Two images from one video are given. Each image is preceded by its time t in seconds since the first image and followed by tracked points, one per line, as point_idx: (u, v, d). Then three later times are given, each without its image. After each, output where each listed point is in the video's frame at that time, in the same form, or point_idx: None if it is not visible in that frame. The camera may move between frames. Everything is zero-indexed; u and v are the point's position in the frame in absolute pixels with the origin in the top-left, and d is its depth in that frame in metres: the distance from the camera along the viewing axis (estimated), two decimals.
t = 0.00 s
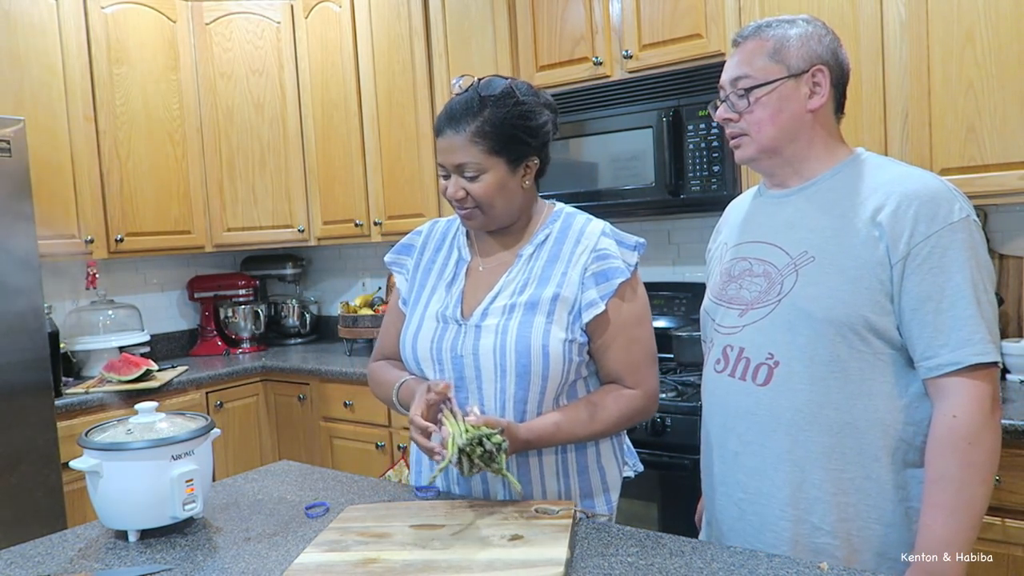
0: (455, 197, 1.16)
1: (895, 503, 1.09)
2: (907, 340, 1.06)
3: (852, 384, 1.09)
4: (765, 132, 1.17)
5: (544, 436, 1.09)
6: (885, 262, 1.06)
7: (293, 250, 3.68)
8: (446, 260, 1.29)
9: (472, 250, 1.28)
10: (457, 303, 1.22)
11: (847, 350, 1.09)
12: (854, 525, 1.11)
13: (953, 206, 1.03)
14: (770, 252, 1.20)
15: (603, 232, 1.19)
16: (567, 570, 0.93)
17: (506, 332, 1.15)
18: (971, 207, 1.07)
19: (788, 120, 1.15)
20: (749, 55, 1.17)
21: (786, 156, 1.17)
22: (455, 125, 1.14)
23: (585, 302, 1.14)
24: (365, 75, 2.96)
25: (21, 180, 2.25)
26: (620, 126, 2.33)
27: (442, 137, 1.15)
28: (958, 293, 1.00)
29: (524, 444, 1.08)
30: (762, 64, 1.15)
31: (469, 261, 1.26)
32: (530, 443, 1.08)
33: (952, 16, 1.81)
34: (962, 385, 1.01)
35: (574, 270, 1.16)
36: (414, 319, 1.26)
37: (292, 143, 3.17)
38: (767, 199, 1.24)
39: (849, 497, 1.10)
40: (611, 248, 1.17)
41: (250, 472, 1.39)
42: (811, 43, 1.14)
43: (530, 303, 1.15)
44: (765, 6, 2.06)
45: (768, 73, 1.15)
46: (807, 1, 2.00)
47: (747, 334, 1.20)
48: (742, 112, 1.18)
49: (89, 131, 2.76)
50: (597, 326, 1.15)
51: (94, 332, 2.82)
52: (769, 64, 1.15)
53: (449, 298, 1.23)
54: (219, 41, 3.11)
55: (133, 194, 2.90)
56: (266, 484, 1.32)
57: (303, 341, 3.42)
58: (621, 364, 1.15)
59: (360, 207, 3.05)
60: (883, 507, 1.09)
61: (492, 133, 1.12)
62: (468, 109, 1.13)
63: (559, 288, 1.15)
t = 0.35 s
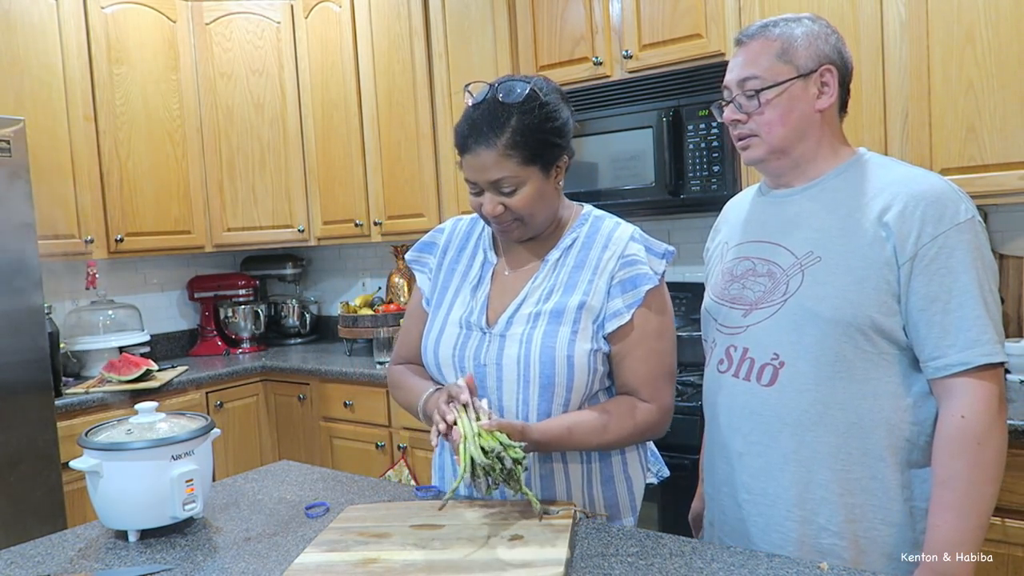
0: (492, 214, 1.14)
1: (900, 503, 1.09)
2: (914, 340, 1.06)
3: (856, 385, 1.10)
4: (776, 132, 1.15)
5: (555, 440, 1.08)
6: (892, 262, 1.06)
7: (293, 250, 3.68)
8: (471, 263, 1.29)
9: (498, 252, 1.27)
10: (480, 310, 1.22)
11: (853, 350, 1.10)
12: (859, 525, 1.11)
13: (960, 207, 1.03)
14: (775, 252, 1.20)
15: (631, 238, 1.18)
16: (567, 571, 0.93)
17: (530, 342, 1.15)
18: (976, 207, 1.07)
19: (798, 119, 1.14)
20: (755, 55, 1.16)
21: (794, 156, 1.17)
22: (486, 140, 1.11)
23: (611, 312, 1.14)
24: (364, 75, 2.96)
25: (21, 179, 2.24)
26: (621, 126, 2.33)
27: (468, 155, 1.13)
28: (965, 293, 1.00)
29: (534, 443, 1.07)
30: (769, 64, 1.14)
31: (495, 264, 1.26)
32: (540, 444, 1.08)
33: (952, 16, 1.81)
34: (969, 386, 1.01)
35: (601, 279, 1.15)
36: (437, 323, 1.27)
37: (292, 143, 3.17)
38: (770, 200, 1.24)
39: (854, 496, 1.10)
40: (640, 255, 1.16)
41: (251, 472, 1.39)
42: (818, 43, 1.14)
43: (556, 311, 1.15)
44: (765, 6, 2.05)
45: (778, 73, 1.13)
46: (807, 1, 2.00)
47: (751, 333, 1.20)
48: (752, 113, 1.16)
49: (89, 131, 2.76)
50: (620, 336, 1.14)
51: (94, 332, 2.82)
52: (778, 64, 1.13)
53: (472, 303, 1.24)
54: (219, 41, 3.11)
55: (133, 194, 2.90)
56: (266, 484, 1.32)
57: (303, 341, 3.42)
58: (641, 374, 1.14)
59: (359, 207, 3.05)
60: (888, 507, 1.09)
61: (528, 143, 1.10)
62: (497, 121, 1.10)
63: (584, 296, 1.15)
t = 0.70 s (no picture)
0: (455, 200, 1.16)
1: (901, 504, 1.09)
2: (914, 342, 1.06)
3: (857, 387, 1.10)
4: (779, 133, 1.15)
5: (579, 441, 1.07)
6: (894, 265, 1.06)
7: (293, 250, 3.67)
8: (449, 266, 1.27)
9: (475, 255, 1.26)
10: (463, 315, 1.20)
11: (854, 352, 1.10)
12: (860, 527, 1.11)
13: (961, 209, 1.03)
14: (776, 253, 1.20)
15: (618, 242, 1.19)
16: (567, 571, 0.93)
17: (516, 347, 1.14)
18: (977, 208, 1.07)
19: (801, 120, 1.14)
20: (758, 54, 1.15)
21: (796, 157, 1.17)
22: (458, 123, 1.14)
23: (599, 316, 1.14)
24: (364, 75, 2.96)
25: (20, 179, 2.24)
26: (621, 126, 2.32)
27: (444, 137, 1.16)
28: (966, 296, 1.00)
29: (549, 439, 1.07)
30: (772, 64, 1.14)
31: (474, 268, 1.25)
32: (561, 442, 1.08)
33: (952, 16, 1.81)
34: (969, 389, 1.01)
35: (588, 283, 1.15)
36: (416, 328, 1.24)
37: (292, 143, 3.17)
38: (772, 200, 1.23)
39: (855, 498, 1.10)
40: (626, 259, 1.17)
41: (250, 472, 1.39)
42: (821, 43, 1.14)
43: (541, 316, 1.15)
44: (765, 6, 2.06)
45: (781, 74, 1.13)
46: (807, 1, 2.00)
47: (752, 335, 1.20)
48: (755, 113, 1.16)
49: (89, 131, 2.76)
50: (612, 338, 1.15)
51: (94, 332, 2.82)
52: (781, 64, 1.13)
53: (453, 309, 1.22)
54: (219, 41, 3.10)
55: (133, 193, 2.90)
56: (266, 484, 1.32)
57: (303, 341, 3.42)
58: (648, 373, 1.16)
59: (359, 207, 3.05)
60: (889, 509, 1.09)
61: (495, 136, 1.12)
62: (473, 109, 1.13)
63: (571, 300, 1.14)
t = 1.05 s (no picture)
0: (416, 203, 1.12)
1: (900, 506, 1.09)
2: (913, 344, 1.06)
3: (856, 389, 1.10)
4: (777, 134, 1.15)
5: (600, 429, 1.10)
6: (892, 267, 1.06)
7: (293, 250, 3.67)
8: (422, 282, 1.19)
9: (442, 267, 1.21)
10: (457, 331, 1.15)
11: (853, 354, 1.10)
12: (860, 530, 1.10)
13: (959, 211, 1.03)
14: (775, 256, 1.20)
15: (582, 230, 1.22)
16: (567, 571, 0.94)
17: (521, 354, 1.14)
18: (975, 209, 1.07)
19: (800, 122, 1.14)
20: (759, 54, 1.15)
21: (795, 159, 1.17)
22: (418, 124, 1.11)
23: (587, 305, 1.17)
24: (364, 74, 2.96)
25: (20, 179, 2.24)
26: (620, 126, 2.32)
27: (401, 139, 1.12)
28: (965, 298, 1.01)
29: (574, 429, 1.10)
30: (773, 65, 1.14)
31: (449, 280, 1.20)
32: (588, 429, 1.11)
33: (952, 16, 1.81)
34: (968, 391, 1.01)
35: (570, 274, 1.18)
36: (404, 350, 1.17)
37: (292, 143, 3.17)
38: (772, 202, 1.23)
39: (855, 500, 1.10)
40: (594, 245, 1.21)
41: (250, 472, 1.39)
42: (822, 44, 1.14)
43: (536, 316, 1.16)
44: (765, 6, 2.05)
45: (782, 74, 1.13)
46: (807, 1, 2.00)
47: (751, 337, 1.20)
48: (754, 114, 1.16)
49: (89, 131, 2.76)
50: (596, 326, 1.19)
51: (94, 332, 2.82)
52: (782, 64, 1.13)
53: (445, 328, 1.16)
54: (219, 41, 3.10)
55: (133, 193, 2.90)
56: (266, 484, 1.32)
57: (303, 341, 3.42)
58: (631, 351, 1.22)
59: (359, 207, 3.05)
60: (888, 511, 1.09)
61: (456, 135, 1.10)
62: (432, 107, 1.11)
63: (560, 295, 1.16)
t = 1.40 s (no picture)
0: (411, 206, 1.09)
1: (902, 509, 1.09)
2: (913, 348, 1.06)
3: (858, 393, 1.10)
4: (782, 135, 1.15)
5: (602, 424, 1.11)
6: (894, 271, 1.06)
7: (293, 250, 3.67)
8: (410, 294, 1.17)
9: (429, 278, 1.19)
10: (454, 341, 1.14)
11: (854, 358, 1.10)
12: (861, 533, 1.11)
13: (961, 215, 1.03)
14: (776, 258, 1.20)
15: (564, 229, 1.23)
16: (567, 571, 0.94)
17: (520, 359, 1.14)
18: (976, 212, 1.08)
19: (805, 123, 1.14)
20: (767, 52, 1.15)
21: (798, 160, 1.17)
22: (409, 125, 1.08)
23: (579, 303, 1.18)
24: (364, 74, 2.96)
25: (20, 179, 2.24)
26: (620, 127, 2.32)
27: (391, 141, 1.09)
28: (966, 303, 1.01)
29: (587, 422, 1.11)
30: (781, 64, 1.13)
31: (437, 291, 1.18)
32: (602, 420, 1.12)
33: (952, 16, 1.81)
34: (968, 395, 1.02)
35: (560, 273, 1.18)
36: (400, 365, 1.14)
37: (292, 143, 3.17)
38: (773, 203, 1.23)
39: (856, 503, 1.10)
40: (580, 244, 1.22)
41: (250, 473, 1.39)
42: (831, 45, 1.14)
43: (531, 319, 1.16)
44: (765, 6, 2.05)
45: (790, 75, 1.13)
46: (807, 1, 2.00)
47: (753, 339, 1.20)
48: (759, 113, 1.15)
49: (89, 131, 2.76)
50: (590, 322, 1.20)
51: (94, 332, 2.82)
52: (790, 64, 1.13)
53: (439, 340, 1.14)
54: (219, 41, 3.10)
55: (133, 193, 2.90)
56: (266, 484, 1.32)
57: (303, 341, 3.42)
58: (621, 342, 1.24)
59: (359, 206, 3.05)
60: (890, 514, 1.09)
61: (450, 134, 1.08)
62: (425, 107, 1.09)
63: (553, 296, 1.17)
